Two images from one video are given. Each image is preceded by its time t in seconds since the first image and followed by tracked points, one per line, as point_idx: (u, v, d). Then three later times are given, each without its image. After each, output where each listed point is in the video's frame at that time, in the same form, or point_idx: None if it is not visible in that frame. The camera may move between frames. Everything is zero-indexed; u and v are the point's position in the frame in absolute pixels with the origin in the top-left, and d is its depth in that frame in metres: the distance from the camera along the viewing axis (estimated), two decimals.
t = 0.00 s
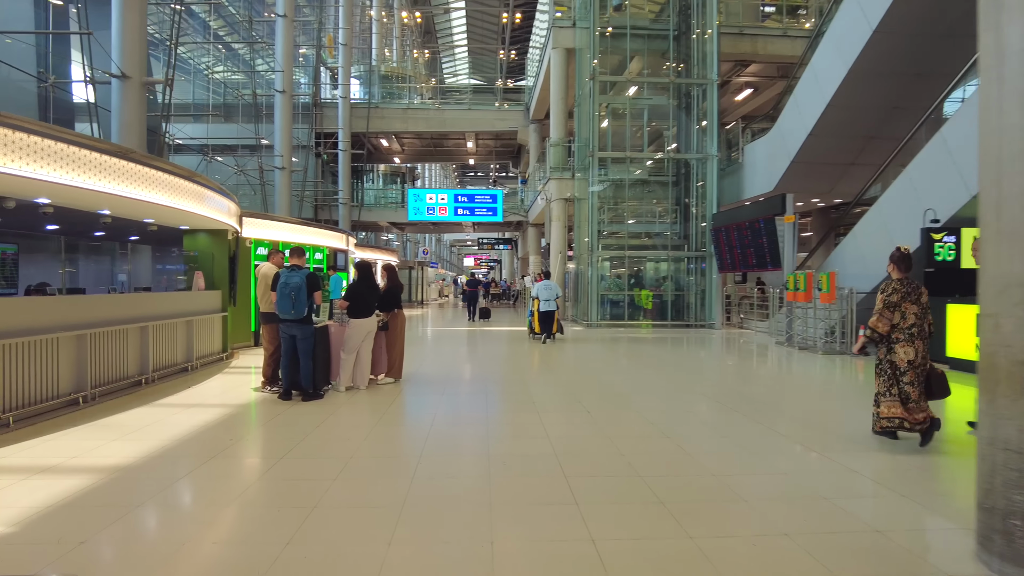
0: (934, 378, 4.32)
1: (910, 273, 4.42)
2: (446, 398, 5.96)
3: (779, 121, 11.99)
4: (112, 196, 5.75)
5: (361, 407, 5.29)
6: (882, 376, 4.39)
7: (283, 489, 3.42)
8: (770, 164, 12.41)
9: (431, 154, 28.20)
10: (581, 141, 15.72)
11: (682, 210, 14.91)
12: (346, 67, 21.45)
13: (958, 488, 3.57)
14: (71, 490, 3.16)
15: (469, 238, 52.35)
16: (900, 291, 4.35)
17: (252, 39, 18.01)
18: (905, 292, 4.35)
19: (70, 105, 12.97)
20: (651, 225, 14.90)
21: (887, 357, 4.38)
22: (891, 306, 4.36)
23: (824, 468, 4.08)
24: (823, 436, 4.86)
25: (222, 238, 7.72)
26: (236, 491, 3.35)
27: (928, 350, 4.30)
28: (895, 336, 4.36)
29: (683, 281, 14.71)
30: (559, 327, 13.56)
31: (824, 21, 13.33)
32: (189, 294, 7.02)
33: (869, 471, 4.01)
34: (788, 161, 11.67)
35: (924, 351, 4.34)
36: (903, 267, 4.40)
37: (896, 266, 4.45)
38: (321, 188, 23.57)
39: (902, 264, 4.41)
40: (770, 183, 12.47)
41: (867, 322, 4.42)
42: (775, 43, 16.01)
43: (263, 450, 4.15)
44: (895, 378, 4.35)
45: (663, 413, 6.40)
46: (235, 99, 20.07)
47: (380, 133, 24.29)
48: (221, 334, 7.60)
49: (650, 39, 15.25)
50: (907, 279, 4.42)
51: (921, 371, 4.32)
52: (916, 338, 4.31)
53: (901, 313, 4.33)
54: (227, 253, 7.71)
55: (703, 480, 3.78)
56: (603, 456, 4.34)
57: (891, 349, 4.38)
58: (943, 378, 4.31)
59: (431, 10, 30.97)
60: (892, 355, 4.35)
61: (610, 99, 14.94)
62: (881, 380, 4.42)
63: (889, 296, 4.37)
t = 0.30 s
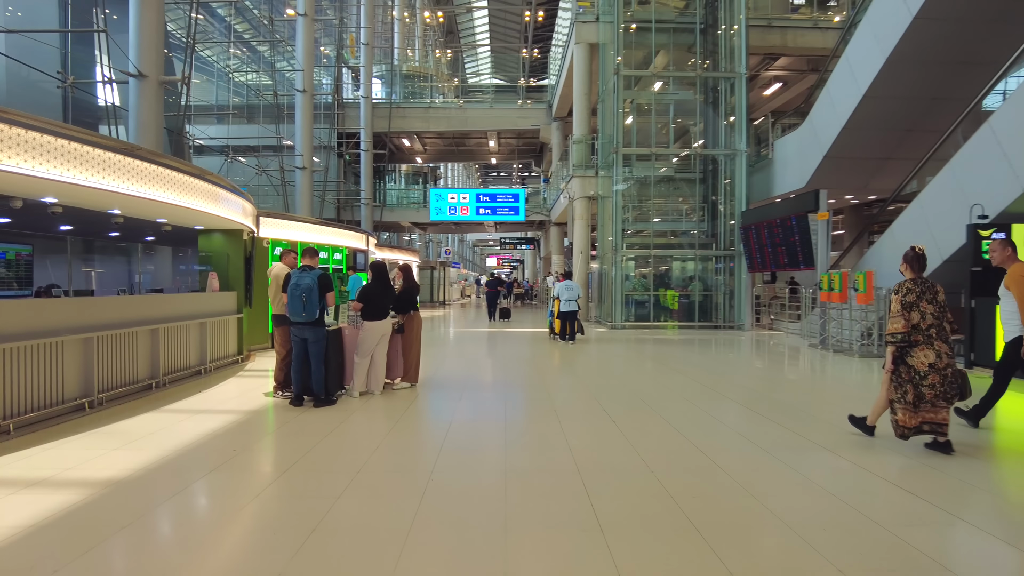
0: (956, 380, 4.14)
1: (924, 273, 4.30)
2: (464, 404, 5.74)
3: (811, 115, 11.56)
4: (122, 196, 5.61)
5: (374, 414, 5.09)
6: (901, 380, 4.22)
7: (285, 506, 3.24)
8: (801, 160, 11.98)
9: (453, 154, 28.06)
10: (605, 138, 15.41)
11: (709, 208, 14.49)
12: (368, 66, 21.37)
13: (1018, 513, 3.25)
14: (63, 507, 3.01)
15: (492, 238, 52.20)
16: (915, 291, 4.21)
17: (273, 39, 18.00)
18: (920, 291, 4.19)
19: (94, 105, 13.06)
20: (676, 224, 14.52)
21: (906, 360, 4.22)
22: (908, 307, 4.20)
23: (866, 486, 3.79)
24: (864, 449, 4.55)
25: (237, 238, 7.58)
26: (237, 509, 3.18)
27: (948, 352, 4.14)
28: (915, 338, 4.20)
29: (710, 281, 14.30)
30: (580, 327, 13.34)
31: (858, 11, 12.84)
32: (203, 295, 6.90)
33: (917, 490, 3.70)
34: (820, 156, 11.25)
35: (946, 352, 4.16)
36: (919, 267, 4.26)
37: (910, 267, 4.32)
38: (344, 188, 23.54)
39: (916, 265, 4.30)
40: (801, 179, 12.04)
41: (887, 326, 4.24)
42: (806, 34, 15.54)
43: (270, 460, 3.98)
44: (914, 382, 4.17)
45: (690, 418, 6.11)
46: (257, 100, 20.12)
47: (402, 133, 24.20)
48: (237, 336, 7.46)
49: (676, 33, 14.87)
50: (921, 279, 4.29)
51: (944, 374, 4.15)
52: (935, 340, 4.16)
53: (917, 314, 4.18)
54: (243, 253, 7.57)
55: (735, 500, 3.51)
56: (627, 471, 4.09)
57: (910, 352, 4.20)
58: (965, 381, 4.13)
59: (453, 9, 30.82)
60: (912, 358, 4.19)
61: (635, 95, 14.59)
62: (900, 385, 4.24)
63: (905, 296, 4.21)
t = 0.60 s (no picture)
0: (963, 378, 4.01)
1: (927, 270, 4.15)
2: (480, 408, 5.51)
3: (837, 110, 11.22)
4: (128, 193, 5.45)
5: (386, 419, 4.87)
6: (903, 378, 4.19)
7: (286, 518, 3.04)
8: (827, 155, 11.62)
9: (469, 153, 27.90)
10: (623, 135, 15.13)
11: (731, 206, 14.17)
12: (383, 65, 21.26)
13: None
14: (50, 520, 2.83)
15: (508, 238, 52.01)
16: (914, 290, 4.12)
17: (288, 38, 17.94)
18: (919, 291, 4.10)
19: (110, 105, 13.04)
20: (697, 222, 14.21)
21: (906, 359, 4.17)
22: (905, 306, 4.14)
23: (910, 499, 3.51)
24: (907, 458, 4.24)
25: (248, 237, 7.43)
26: (234, 522, 2.98)
27: (949, 350, 4.03)
28: (916, 338, 4.13)
29: (733, 282, 13.95)
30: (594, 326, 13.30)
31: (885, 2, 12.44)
32: (212, 295, 6.75)
33: (969, 506, 3.40)
34: (847, 152, 10.90)
35: (950, 351, 4.04)
36: (918, 265, 4.15)
37: (913, 264, 4.20)
38: (359, 189, 23.44)
39: (918, 262, 4.17)
40: (827, 175, 11.69)
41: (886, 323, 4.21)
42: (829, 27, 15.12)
43: (273, 468, 3.78)
44: (917, 379, 4.13)
45: (716, 422, 5.84)
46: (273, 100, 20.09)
47: (418, 133, 24.08)
48: (247, 338, 7.30)
49: (696, 28, 14.56)
50: (925, 276, 4.15)
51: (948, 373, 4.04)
52: (938, 339, 4.07)
53: (916, 313, 4.10)
54: (254, 252, 7.42)
55: (770, 515, 3.24)
56: (651, 480, 3.83)
57: (910, 352, 4.15)
58: (971, 378, 4.00)
59: (469, 8, 30.69)
60: (912, 356, 4.15)
61: (654, 91, 14.32)
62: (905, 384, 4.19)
63: (902, 296, 4.15)
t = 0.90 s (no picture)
0: (957, 384, 4.10)
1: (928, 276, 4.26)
2: (487, 415, 5.27)
3: (857, 106, 10.88)
4: (125, 193, 5.24)
5: (388, 428, 4.64)
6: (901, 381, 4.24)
7: (274, 536, 2.82)
8: (847, 153, 11.28)
9: (479, 153, 27.66)
10: (636, 133, 14.83)
11: (747, 206, 13.86)
12: (392, 64, 21.06)
13: None
14: (17, 544, 2.62)
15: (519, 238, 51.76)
16: (913, 294, 4.24)
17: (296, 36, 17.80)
18: (917, 295, 4.21)
19: (116, 104, 12.93)
20: (711, 222, 13.91)
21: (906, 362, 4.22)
22: (901, 310, 4.27)
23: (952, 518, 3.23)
24: (944, 472, 3.95)
25: (250, 238, 7.22)
26: (217, 544, 2.74)
27: (948, 356, 4.10)
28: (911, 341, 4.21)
29: (748, 283, 13.63)
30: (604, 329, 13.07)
31: None
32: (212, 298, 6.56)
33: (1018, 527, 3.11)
34: (868, 149, 10.58)
35: (945, 356, 4.11)
36: (919, 270, 4.24)
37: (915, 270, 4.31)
38: (368, 189, 23.23)
39: (921, 268, 4.26)
40: (847, 174, 11.36)
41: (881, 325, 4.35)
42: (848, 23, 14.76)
43: (268, 480, 3.56)
44: (915, 384, 4.17)
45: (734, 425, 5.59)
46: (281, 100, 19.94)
47: (427, 132, 23.88)
48: (247, 341, 7.09)
49: (710, 24, 14.24)
50: (925, 282, 4.25)
51: (943, 378, 4.09)
52: (933, 344, 4.13)
53: (909, 316, 4.21)
54: (256, 253, 7.22)
55: (803, 530, 2.97)
56: (671, 491, 3.56)
57: (906, 354, 4.23)
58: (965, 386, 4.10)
59: (479, 8, 30.46)
60: (911, 361, 4.19)
61: (667, 88, 14.03)
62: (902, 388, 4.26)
63: (899, 300, 4.29)
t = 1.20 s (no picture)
0: (940, 378, 4.04)
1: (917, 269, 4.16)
2: (483, 417, 5.03)
3: (865, 99, 10.63)
4: (105, 186, 5.02)
5: (377, 431, 4.39)
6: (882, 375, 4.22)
7: (247, 548, 2.58)
8: (855, 147, 11.02)
9: (480, 151, 27.41)
10: (638, 129, 14.58)
11: (751, 203, 13.61)
12: (391, 61, 20.82)
13: None
14: None
15: (520, 238, 51.52)
16: (903, 287, 4.13)
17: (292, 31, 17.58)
18: (908, 288, 4.11)
19: (109, 100, 12.73)
20: (715, 220, 13.66)
21: (888, 356, 4.19)
22: (892, 303, 4.15)
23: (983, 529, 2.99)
24: (967, 477, 3.71)
25: (239, 233, 6.98)
26: (182, 558, 2.51)
27: (930, 349, 4.05)
28: (899, 335, 4.14)
29: (752, 282, 13.36)
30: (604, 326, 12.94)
31: None
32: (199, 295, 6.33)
33: None
34: (876, 144, 10.33)
35: (931, 350, 4.06)
36: (908, 263, 4.13)
37: (904, 261, 4.19)
38: (367, 187, 22.98)
39: (910, 260, 4.14)
40: (854, 169, 11.11)
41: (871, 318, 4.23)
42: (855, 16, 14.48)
43: (245, 487, 3.34)
44: (895, 378, 4.15)
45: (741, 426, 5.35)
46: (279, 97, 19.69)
47: (427, 130, 23.64)
48: (235, 341, 6.83)
49: (714, 17, 13.98)
50: (914, 275, 4.16)
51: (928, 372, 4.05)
52: (919, 338, 4.08)
53: (899, 311, 4.12)
54: (245, 249, 6.97)
55: (818, 541, 2.74)
56: (677, 498, 3.32)
57: (893, 349, 4.16)
58: (951, 379, 4.01)
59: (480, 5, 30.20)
60: (892, 355, 4.16)
61: (670, 83, 13.79)
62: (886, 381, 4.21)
63: (891, 293, 4.16)
